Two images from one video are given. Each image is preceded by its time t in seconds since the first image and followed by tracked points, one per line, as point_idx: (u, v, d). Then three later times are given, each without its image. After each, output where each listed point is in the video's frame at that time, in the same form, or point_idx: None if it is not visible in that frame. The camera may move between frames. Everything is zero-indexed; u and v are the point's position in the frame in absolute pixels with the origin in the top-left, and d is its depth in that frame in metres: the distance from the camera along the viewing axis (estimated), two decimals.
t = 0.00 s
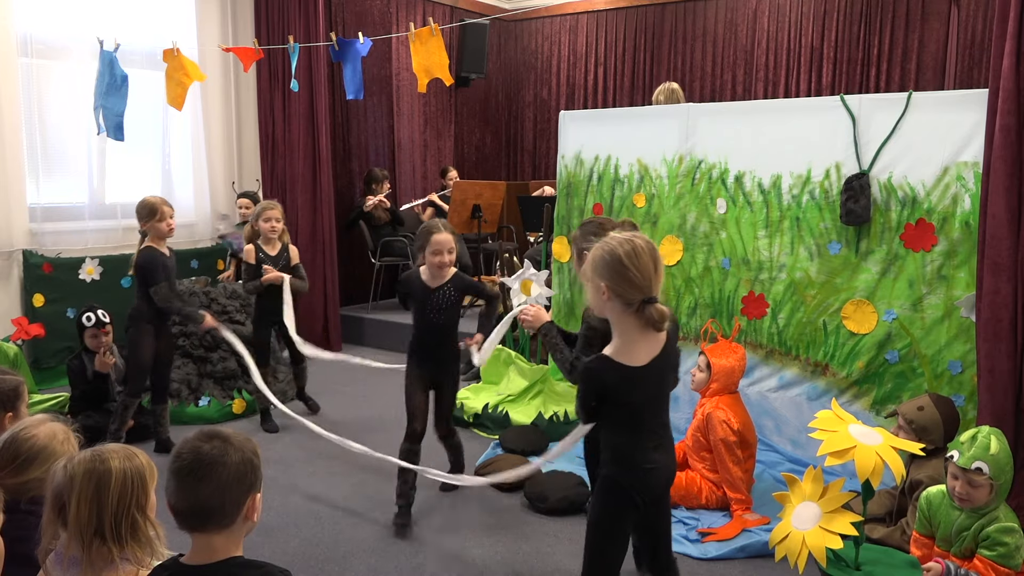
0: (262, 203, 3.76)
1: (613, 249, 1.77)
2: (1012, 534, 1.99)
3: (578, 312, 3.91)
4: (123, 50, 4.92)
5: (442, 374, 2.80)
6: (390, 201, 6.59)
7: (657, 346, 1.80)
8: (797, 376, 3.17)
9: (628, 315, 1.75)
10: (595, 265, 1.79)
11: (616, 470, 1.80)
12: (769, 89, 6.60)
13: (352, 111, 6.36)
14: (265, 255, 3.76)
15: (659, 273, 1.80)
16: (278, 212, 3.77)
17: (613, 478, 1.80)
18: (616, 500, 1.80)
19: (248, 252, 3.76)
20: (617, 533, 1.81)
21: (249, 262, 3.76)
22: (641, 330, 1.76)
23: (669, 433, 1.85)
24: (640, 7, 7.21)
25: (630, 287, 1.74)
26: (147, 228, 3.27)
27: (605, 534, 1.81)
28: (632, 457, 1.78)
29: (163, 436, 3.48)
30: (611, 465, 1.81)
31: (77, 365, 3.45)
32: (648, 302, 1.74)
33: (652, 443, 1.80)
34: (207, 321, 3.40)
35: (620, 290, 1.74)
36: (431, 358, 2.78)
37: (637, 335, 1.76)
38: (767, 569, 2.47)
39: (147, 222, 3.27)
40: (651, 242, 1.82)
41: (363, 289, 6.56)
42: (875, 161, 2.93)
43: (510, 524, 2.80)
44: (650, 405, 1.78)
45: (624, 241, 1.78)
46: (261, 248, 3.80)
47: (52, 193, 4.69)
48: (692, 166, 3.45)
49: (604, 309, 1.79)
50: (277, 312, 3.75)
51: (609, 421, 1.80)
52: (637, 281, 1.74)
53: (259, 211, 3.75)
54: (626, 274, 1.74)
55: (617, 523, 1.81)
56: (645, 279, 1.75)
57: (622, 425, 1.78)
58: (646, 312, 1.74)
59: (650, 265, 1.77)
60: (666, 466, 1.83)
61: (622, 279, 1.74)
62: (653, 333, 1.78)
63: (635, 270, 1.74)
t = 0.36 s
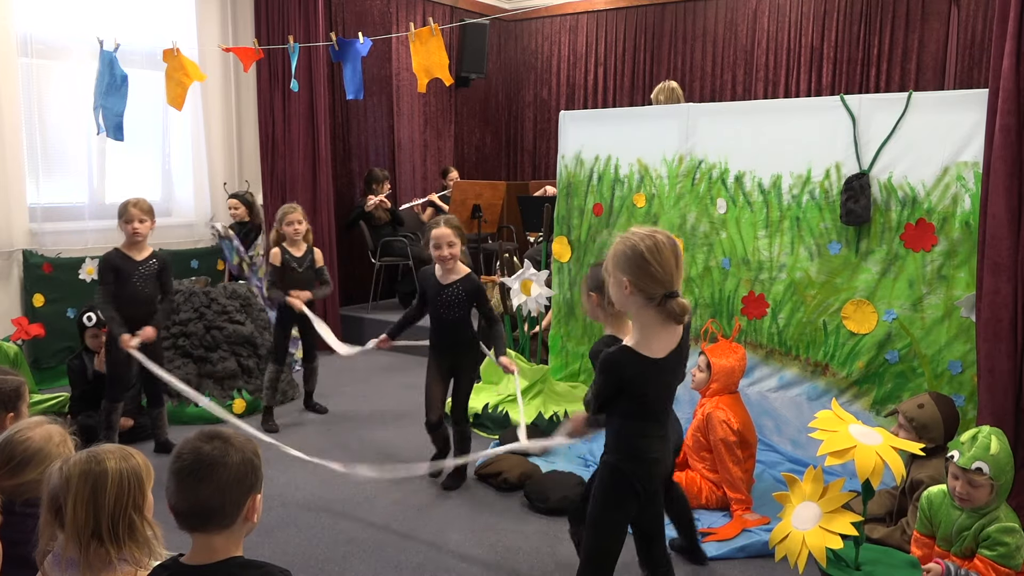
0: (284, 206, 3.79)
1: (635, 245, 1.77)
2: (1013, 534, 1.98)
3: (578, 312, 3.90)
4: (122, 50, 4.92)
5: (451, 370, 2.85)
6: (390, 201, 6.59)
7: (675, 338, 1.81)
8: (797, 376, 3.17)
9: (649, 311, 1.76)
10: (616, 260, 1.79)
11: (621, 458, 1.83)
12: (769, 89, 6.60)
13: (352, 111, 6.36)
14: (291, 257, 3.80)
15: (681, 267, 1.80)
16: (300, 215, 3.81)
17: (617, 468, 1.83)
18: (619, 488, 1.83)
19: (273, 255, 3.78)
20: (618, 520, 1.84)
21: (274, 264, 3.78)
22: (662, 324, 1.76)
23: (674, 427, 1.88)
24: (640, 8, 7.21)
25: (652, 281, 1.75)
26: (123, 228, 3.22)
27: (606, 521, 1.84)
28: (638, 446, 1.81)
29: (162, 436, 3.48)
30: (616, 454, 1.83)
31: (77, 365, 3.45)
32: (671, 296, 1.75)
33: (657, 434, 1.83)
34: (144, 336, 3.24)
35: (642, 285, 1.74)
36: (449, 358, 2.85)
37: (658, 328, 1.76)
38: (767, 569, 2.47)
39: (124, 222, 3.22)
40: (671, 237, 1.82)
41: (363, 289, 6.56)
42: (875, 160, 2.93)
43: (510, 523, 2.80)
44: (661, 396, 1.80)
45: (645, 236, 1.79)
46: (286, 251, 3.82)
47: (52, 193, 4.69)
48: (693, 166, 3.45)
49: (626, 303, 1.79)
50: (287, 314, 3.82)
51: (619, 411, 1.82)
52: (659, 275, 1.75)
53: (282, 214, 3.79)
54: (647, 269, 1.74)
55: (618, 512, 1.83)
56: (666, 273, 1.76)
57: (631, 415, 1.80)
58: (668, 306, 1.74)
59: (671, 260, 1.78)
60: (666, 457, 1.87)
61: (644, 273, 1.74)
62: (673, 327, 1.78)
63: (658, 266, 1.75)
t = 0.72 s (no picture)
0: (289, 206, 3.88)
1: (618, 245, 1.75)
2: (1014, 534, 1.98)
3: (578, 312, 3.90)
4: (122, 50, 4.92)
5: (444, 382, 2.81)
6: (390, 201, 6.59)
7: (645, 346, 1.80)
8: (797, 376, 3.17)
9: (624, 313, 1.74)
10: (596, 259, 1.76)
11: (604, 483, 1.76)
12: (769, 89, 6.60)
13: (352, 111, 6.36)
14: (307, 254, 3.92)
15: (660, 274, 1.80)
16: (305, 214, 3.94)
17: (601, 492, 1.76)
18: (605, 515, 1.76)
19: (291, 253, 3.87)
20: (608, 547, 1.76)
21: (296, 262, 3.87)
22: (634, 329, 1.75)
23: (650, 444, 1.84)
24: (640, 8, 7.21)
25: (631, 285, 1.73)
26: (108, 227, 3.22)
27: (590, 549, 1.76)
28: (620, 467, 1.75)
29: (162, 437, 3.48)
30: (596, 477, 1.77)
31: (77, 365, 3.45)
32: (644, 304, 1.74)
33: (637, 452, 1.78)
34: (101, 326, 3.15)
35: (620, 288, 1.73)
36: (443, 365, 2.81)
37: (627, 335, 1.75)
38: (767, 569, 2.47)
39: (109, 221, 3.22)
40: (653, 242, 1.81)
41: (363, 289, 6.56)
42: (875, 160, 2.93)
43: (510, 523, 2.80)
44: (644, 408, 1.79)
45: (629, 238, 1.76)
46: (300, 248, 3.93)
47: (51, 193, 4.69)
48: (692, 166, 3.44)
49: (599, 303, 1.77)
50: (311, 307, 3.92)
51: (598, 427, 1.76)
52: (639, 280, 1.73)
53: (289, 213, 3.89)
54: (630, 272, 1.73)
55: (604, 537, 1.76)
56: (645, 278, 1.74)
57: (613, 431, 1.75)
58: (641, 313, 1.73)
59: (652, 265, 1.77)
60: (648, 478, 1.81)
61: (625, 276, 1.72)
62: (644, 334, 1.77)
63: (638, 268, 1.73)
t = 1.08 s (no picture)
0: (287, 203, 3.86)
1: (612, 241, 1.75)
2: (1015, 536, 1.97)
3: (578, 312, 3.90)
4: (122, 50, 4.92)
5: (441, 376, 2.76)
6: (390, 201, 6.59)
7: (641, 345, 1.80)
8: (797, 376, 3.17)
9: (620, 313, 1.73)
10: (590, 257, 1.76)
11: (598, 489, 1.72)
12: (769, 89, 6.60)
13: (352, 111, 6.36)
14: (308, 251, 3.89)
15: (654, 274, 1.80)
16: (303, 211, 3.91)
17: (594, 498, 1.73)
18: (596, 523, 1.73)
19: (293, 250, 3.83)
20: (601, 554, 1.75)
21: (297, 259, 3.84)
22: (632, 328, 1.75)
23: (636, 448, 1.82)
24: (640, 8, 7.21)
25: (626, 285, 1.73)
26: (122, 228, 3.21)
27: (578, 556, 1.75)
28: (613, 472, 1.73)
29: (162, 437, 3.49)
30: (588, 484, 1.73)
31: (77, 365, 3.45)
32: (639, 303, 1.74)
33: (626, 457, 1.76)
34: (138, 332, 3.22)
35: (614, 287, 1.73)
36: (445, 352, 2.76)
37: (630, 333, 1.73)
38: (766, 569, 2.47)
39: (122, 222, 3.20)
40: (648, 238, 1.81)
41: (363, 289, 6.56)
42: (875, 160, 2.93)
43: (510, 524, 2.80)
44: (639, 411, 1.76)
45: (624, 235, 1.76)
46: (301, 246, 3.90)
47: (51, 193, 4.69)
48: (692, 167, 3.45)
49: (590, 301, 1.77)
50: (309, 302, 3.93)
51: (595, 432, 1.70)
52: (632, 279, 1.74)
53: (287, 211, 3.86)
54: (624, 272, 1.73)
55: (596, 545, 1.74)
56: (639, 279, 1.75)
57: (609, 436, 1.71)
58: (635, 313, 1.74)
59: (646, 265, 1.77)
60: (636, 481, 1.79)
61: (620, 276, 1.73)
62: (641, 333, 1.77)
63: (632, 268, 1.74)
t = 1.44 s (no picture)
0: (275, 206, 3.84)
1: (612, 243, 1.74)
2: (1016, 536, 1.99)
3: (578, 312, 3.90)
4: (122, 50, 4.92)
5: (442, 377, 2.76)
6: (390, 201, 6.59)
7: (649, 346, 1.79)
8: (797, 377, 3.18)
9: (626, 314, 1.72)
10: (594, 261, 1.75)
11: (602, 494, 1.73)
12: (769, 89, 6.60)
13: (352, 111, 6.36)
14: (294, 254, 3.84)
15: (658, 272, 1.78)
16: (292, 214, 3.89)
17: (598, 502, 1.74)
18: (604, 526, 1.74)
19: (277, 254, 3.80)
20: (611, 556, 1.76)
21: (283, 263, 3.80)
22: (638, 329, 1.75)
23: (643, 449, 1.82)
24: (640, 8, 7.21)
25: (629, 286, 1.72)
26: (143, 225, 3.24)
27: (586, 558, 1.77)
28: (617, 478, 1.73)
29: (162, 437, 3.49)
30: (593, 485, 1.74)
31: (77, 365, 3.46)
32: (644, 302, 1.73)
33: (634, 458, 1.76)
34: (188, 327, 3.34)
35: (618, 289, 1.72)
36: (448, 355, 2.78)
37: (636, 334, 1.73)
38: (767, 569, 2.47)
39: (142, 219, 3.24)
40: (651, 236, 1.79)
41: (363, 289, 6.57)
42: (875, 160, 2.93)
43: (510, 524, 2.80)
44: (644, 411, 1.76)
45: (625, 235, 1.75)
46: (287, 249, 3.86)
47: (52, 193, 4.69)
48: (692, 166, 3.44)
49: (598, 303, 1.77)
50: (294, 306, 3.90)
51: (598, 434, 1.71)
52: (635, 279, 1.71)
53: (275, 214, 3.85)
54: (626, 272, 1.71)
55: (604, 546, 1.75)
56: (643, 278, 1.73)
57: (612, 439, 1.71)
58: (641, 312, 1.73)
59: (649, 264, 1.75)
60: (644, 485, 1.78)
61: (623, 278, 1.71)
62: (648, 334, 1.76)
63: (634, 268, 1.71)
